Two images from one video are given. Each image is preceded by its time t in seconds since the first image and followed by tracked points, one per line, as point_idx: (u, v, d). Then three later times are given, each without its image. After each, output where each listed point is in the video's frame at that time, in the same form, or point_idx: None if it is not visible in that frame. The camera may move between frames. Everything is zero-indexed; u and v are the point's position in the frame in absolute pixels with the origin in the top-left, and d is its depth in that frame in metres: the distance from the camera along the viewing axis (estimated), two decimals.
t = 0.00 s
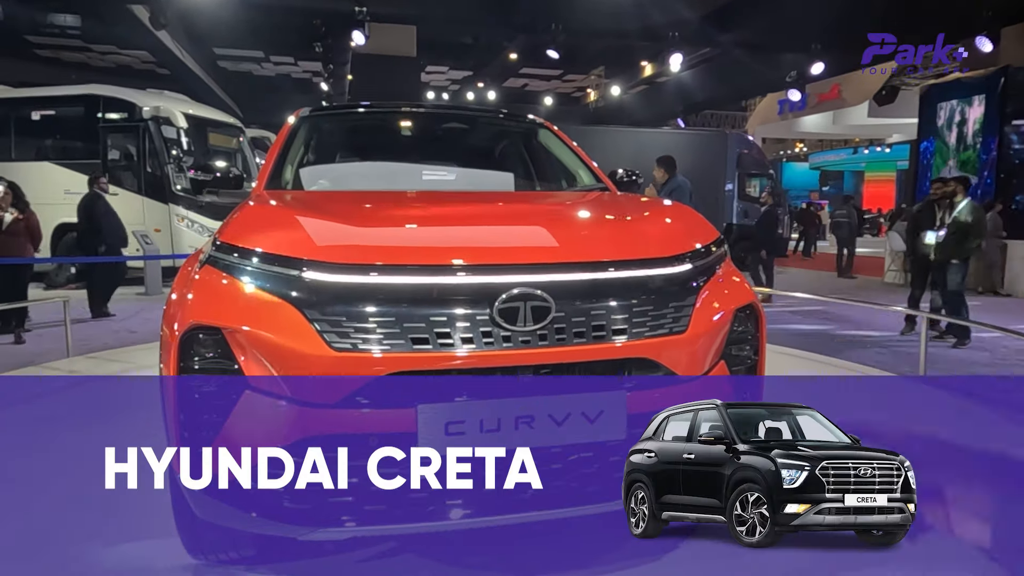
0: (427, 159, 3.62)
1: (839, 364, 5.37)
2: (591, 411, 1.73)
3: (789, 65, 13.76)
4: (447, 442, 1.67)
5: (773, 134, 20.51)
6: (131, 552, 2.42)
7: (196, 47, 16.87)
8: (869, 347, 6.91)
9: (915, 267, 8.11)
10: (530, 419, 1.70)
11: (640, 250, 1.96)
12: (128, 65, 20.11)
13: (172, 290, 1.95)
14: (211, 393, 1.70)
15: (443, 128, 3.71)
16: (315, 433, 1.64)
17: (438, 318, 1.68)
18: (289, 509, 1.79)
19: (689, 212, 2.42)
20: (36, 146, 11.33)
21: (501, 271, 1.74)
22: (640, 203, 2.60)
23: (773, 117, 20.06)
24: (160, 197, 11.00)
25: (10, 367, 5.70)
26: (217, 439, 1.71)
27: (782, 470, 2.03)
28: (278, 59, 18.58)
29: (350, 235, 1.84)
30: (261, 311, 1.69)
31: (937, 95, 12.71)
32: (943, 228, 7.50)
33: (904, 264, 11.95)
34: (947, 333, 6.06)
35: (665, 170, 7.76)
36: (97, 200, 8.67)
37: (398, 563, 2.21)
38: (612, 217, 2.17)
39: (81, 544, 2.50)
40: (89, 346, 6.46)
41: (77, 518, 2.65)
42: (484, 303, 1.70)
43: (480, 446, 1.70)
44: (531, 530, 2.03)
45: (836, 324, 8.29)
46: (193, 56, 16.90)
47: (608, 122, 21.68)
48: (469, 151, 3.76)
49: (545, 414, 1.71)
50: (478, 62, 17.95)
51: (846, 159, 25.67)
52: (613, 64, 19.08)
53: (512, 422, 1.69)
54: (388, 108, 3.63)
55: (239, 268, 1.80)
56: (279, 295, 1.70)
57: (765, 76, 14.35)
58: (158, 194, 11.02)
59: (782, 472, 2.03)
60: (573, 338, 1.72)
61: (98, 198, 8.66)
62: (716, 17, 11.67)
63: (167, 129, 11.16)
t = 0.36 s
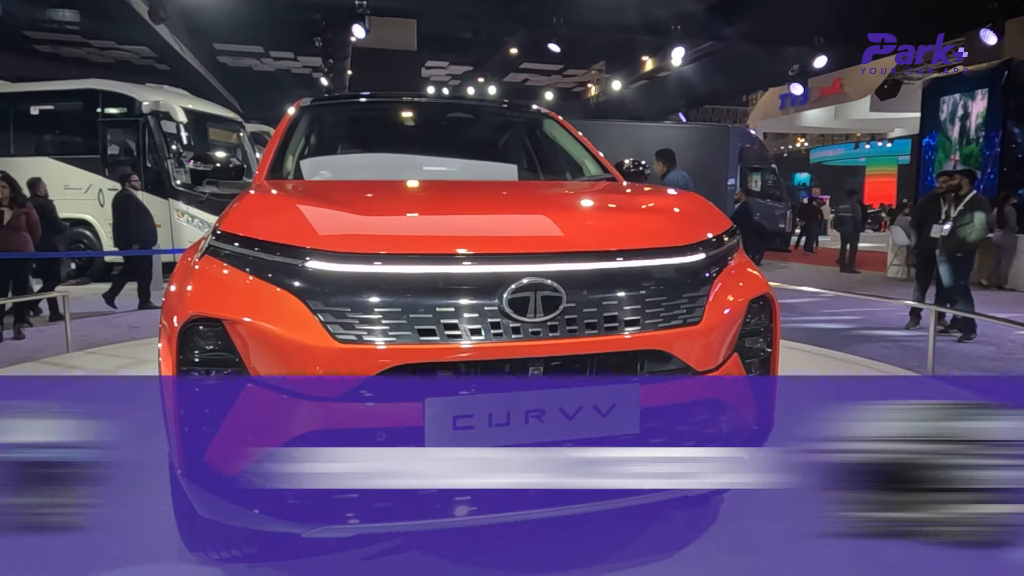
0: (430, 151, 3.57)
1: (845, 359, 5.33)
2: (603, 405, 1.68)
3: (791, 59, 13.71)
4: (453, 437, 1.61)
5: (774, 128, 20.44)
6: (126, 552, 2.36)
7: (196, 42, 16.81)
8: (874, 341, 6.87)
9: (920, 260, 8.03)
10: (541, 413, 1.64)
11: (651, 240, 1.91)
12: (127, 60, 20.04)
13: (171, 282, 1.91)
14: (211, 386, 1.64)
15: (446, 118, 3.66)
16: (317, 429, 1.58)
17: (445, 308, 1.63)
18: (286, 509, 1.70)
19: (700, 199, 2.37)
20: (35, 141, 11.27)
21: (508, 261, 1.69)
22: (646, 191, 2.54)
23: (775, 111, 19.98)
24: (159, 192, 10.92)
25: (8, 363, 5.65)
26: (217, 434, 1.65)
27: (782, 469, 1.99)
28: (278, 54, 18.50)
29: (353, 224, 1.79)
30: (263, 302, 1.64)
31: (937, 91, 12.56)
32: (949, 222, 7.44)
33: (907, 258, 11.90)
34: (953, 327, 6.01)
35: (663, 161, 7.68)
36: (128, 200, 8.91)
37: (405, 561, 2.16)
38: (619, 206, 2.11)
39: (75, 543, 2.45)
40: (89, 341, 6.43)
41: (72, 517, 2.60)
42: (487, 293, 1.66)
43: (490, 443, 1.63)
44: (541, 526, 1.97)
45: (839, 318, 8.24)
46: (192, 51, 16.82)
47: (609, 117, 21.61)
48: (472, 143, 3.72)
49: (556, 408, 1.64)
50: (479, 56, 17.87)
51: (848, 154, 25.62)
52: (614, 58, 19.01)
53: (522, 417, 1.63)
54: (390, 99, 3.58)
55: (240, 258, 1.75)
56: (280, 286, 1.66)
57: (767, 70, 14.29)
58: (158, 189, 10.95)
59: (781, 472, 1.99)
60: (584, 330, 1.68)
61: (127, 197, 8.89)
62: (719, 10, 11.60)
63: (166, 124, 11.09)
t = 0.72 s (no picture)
0: (434, 143, 3.55)
1: (850, 351, 5.31)
2: (618, 396, 1.66)
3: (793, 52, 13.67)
4: (469, 430, 1.59)
5: (774, 122, 20.42)
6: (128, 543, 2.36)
7: (194, 37, 16.74)
8: (876, 335, 6.86)
9: (923, 254, 8.02)
10: (556, 404, 1.63)
11: (666, 228, 1.88)
12: (126, 56, 19.99)
13: (179, 273, 1.88)
14: (222, 378, 1.63)
15: (451, 110, 3.64)
16: (329, 421, 1.56)
17: (458, 299, 1.61)
18: (301, 499, 1.70)
19: (711, 190, 2.35)
20: (34, 137, 11.23)
21: (522, 250, 1.67)
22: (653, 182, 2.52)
23: (775, 106, 19.95)
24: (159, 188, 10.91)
25: (10, 358, 5.63)
26: (229, 425, 1.64)
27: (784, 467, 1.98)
28: (277, 49, 18.45)
29: (363, 214, 1.76)
30: (274, 292, 1.62)
31: (937, 84, 12.52)
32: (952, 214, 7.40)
33: (909, 252, 11.82)
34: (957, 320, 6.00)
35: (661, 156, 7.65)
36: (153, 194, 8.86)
37: (416, 551, 2.15)
38: (624, 196, 2.09)
39: (73, 534, 2.42)
40: (92, 337, 6.41)
41: (71, 512, 2.56)
42: (494, 283, 1.63)
43: (504, 431, 1.62)
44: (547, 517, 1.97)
45: (841, 311, 8.24)
46: (191, 46, 16.76)
47: (609, 111, 21.57)
48: (475, 135, 3.71)
49: (571, 399, 1.63)
50: (478, 52, 17.84)
51: (847, 149, 25.60)
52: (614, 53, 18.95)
53: (537, 407, 1.62)
54: (393, 90, 3.55)
55: (250, 248, 1.73)
56: (290, 275, 1.64)
57: (768, 64, 14.26)
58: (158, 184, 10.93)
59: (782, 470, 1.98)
60: (599, 320, 1.65)
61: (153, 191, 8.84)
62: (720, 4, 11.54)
63: (165, 119, 11.05)
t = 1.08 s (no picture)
0: (440, 136, 3.53)
1: (854, 344, 5.30)
2: (638, 387, 1.64)
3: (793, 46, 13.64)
4: (487, 423, 1.56)
5: (774, 117, 20.39)
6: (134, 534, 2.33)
7: (192, 32, 16.67)
8: (879, 328, 6.85)
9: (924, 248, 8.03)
10: (576, 396, 1.59)
11: (681, 220, 1.87)
12: (123, 51, 19.91)
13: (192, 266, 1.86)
14: (237, 371, 1.62)
15: (458, 102, 3.63)
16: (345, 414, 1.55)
17: (476, 290, 1.59)
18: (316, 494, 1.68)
19: (723, 181, 2.34)
20: (33, 133, 11.18)
21: (540, 242, 1.66)
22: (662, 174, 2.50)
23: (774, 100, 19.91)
24: (160, 183, 10.88)
25: (12, 354, 5.61)
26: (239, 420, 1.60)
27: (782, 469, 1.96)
28: (275, 44, 18.38)
29: (377, 206, 1.75)
30: (288, 284, 1.61)
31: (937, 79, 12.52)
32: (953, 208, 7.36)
33: (909, 246, 11.78)
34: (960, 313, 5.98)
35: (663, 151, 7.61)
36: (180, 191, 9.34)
37: (429, 546, 2.14)
38: (632, 187, 2.07)
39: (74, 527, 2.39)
40: (93, 333, 6.38)
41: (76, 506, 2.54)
42: (506, 274, 1.62)
43: (526, 425, 1.57)
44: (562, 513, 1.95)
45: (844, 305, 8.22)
46: (188, 41, 16.67)
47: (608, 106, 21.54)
48: (481, 129, 3.69)
49: (590, 391, 1.60)
50: (477, 46, 17.77)
51: (846, 143, 25.57)
52: (613, 48, 18.91)
53: (557, 399, 1.58)
54: (397, 83, 3.53)
55: (263, 239, 1.72)
56: (305, 266, 1.62)
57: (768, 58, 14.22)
58: (158, 180, 10.91)
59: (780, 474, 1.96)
60: (618, 311, 1.64)
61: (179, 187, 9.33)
62: None
63: (165, 114, 11.01)
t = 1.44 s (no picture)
0: (446, 130, 3.50)
1: (861, 339, 5.28)
2: (659, 380, 1.63)
3: (793, 41, 13.63)
4: (512, 416, 1.56)
5: (773, 112, 20.38)
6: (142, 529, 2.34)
7: (190, 29, 16.62)
8: (882, 323, 6.83)
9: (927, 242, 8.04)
10: (597, 390, 1.60)
11: (701, 212, 1.85)
12: (121, 49, 19.82)
13: (205, 261, 1.85)
14: (254, 366, 1.60)
15: (466, 95, 3.60)
16: (351, 407, 1.54)
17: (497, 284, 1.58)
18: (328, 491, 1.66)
19: (736, 174, 2.32)
20: (31, 131, 11.12)
21: (562, 234, 1.65)
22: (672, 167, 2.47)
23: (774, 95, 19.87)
24: (160, 181, 10.86)
25: (14, 353, 5.57)
26: (257, 416, 1.60)
27: (774, 471, 1.88)
28: (273, 41, 18.32)
29: (394, 198, 1.73)
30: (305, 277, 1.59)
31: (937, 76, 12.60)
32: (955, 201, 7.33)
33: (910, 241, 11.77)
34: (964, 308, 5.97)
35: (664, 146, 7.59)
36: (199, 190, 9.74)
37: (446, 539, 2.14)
38: (641, 179, 2.04)
39: (81, 524, 2.39)
40: (97, 330, 6.37)
41: (83, 505, 2.53)
42: (518, 268, 1.60)
43: (546, 418, 1.59)
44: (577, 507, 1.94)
45: (846, 301, 8.20)
46: (186, 38, 16.60)
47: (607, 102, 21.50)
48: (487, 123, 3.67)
49: (612, 384, 1.60)
50: (476, 43, 17.72)
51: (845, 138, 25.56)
52: (612, 44, 18.87)
53: (578, 393, 1.58)
54: (401, 77, 3.50)
55: (279, 233, 1.70)
56: (319, 259, 1.61)
57: (767, 54, 14.20)
58: (158, 177, 10.88)
59: (770, 477, 1.88)
60: (640, 305, 1.63)
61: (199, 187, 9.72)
62: None
63: (165, 112, 11.00)
